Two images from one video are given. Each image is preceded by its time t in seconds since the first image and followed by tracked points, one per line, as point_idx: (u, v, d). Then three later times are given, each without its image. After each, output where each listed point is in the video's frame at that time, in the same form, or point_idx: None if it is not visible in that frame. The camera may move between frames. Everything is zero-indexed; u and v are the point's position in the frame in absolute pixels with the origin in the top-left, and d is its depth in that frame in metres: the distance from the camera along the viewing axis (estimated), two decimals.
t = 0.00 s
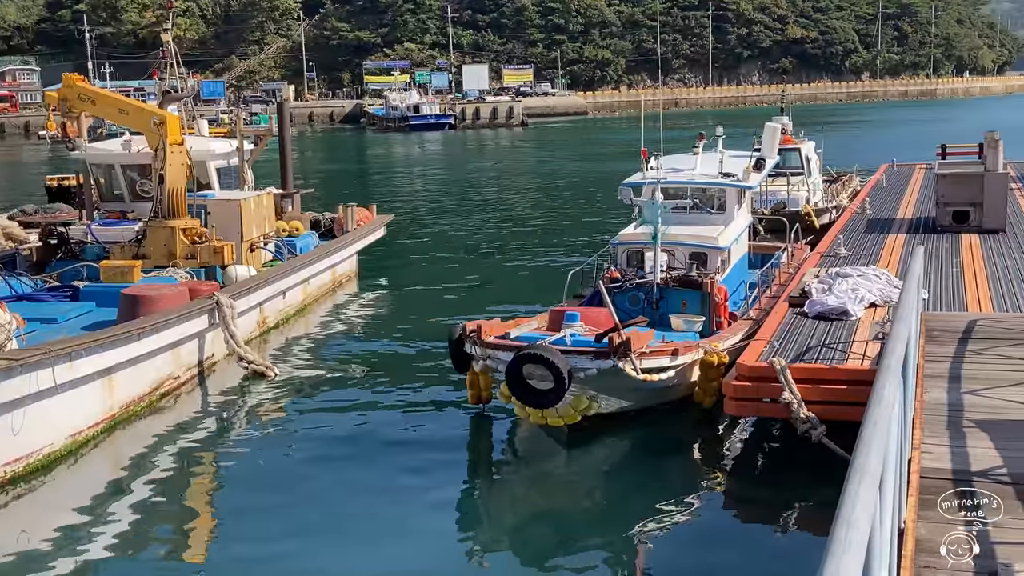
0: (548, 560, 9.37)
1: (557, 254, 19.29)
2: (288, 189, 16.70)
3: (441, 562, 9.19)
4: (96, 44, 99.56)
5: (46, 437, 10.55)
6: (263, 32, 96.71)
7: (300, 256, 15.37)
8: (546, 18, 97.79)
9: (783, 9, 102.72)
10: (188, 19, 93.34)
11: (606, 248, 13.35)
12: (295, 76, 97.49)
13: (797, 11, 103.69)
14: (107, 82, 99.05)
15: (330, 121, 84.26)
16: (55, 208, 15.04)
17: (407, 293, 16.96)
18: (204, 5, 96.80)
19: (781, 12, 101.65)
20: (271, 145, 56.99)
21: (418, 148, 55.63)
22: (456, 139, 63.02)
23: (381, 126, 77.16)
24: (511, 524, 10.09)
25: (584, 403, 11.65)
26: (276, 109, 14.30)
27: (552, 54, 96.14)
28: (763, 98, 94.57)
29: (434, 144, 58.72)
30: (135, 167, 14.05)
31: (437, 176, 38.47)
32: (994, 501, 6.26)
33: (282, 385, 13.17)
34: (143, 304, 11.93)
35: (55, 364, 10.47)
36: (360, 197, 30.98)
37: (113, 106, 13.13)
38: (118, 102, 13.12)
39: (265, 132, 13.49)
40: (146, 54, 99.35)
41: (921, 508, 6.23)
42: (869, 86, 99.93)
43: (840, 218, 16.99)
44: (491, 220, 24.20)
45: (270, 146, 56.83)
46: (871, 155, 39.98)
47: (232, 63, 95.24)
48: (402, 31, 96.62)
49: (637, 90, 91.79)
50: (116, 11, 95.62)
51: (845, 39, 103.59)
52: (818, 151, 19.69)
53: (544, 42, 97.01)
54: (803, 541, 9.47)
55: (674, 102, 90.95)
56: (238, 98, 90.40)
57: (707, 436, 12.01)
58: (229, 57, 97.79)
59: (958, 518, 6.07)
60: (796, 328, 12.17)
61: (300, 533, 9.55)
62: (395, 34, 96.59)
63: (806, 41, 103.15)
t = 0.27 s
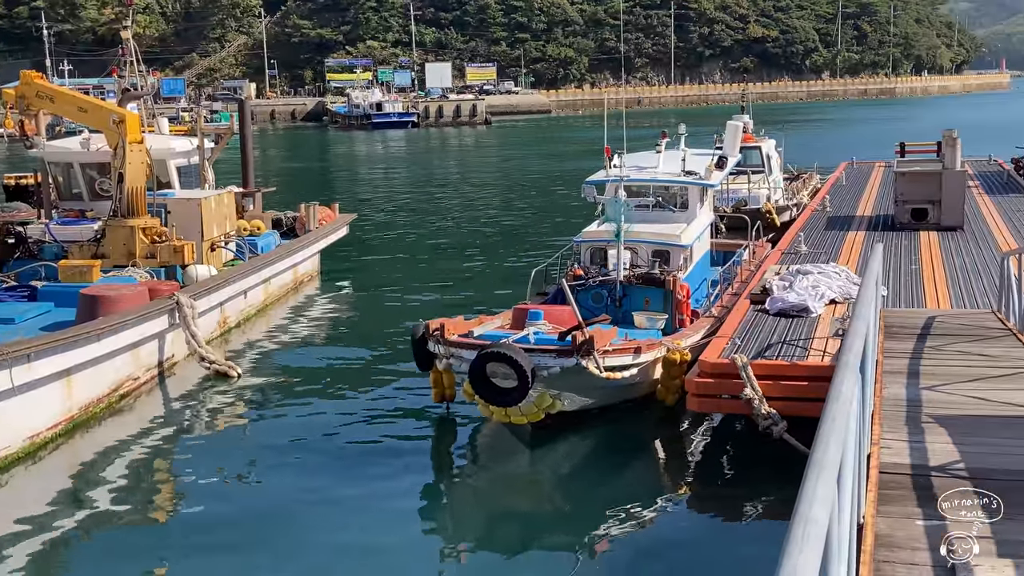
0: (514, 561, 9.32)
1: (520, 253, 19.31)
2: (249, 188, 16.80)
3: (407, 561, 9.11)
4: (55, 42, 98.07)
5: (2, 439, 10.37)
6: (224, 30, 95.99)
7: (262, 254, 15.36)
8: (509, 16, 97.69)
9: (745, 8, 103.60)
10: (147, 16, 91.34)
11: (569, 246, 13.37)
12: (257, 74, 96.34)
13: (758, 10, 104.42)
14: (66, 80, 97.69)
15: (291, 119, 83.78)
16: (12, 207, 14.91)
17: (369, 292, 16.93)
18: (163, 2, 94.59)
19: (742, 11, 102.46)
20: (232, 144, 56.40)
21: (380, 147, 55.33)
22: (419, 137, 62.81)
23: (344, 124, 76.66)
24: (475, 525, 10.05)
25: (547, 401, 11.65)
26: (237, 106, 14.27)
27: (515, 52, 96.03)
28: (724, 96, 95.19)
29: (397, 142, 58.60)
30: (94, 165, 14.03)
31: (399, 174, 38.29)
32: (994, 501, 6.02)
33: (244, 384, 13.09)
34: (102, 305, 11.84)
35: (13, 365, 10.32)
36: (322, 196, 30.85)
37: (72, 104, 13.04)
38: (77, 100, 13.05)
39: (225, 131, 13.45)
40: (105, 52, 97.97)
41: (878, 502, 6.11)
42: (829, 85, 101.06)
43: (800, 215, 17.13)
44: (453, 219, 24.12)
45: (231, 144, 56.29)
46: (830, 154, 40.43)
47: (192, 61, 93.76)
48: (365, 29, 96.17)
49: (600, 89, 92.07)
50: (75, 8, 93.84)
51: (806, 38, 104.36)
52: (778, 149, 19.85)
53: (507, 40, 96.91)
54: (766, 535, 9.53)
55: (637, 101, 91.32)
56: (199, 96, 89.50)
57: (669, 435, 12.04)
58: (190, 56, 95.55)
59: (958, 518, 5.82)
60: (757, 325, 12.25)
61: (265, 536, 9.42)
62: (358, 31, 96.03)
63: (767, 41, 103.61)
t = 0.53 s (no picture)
0: (475, 560, 9.33)
1: (481, 251, 19.37)
2: (207, 187, 16.94)
3: (368, 563, 9.08)
4: (8, 39, 96.30)
5: None
6: (181, 27, 94.22)
7: (221, 253, 15.33)
8: (469, 14, 97.58)
9: (703, 6, 104.34)
10: (103, 12, 89.58)
11: (530, 244, 13.37)
12: (215, 72, 94.91)
13: (717, 8, 105.19)
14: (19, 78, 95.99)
15: (250, 117, 83.08)
16: None
17: (330, 292, 16.90)
18: None
19: (701, 9, 103.36)
20: (189, 142, 55.81)
21: (339, 145, 55.07)
22: (379, 135, 62.43)
23: (303, 122, 76.26)
24: (437, 523, 10.04)
25: (508, 399, 11.61)
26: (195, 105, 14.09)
27: (475, 50, 96.08)
28: (684, 94, 95.69)
29: (356, 140, 58.35)
30: (49, 165, 14.12)
31: (359, 172, 38.12)
32: (995, 502, 5.92)
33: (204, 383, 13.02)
34: (57, 305, 11.76)
35: None
36: (281, 194, 30.65)
37: (25, 101, 12.93)
38: (31, 98, 12.94)
39: (183, 130, 13.37)
40: (60, 49, 96.33)
41: (836, 496, 6.09)
42: (787, 83, 102.21)
43: (759, 212, 17.27)
44: (413, 217, 24.06)
45: (188, 141, 55.63)
46: (786, 151, 40.82)
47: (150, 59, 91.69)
48: (323, 26, 95.37)
49: (560, 87, 92.17)
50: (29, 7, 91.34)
51: (763, 36, 105.21)
52: (737, 146, 19.99)
53: (467, 37, 96.90)
54: (725, 536, 9.59)
55: (597, 99, 91.56)
56: (156, 95, 88.36)
57: (630, 432, 12.09)
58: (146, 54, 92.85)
59: (958, 517, 5.73)
60: (717, 321, 12.30)
61: (225, 539, 9.33)
62: (316, 28, 95.17)
63: (726, 39, 104.81)
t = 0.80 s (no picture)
0: (435, 557, 9.34)
1: (444, 249, 19.42)
2: (164, 186, 17.10)
3: (326, 561, 9.04)
4: None
5: None
6: (138, 24, 93.37)
7: (179, 253, 15.41)
8: (429, 12, 97.43)
9: (663, 5, 105.08)
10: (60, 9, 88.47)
11: (492, 242, 13.41)
12: (174, 70, 94.02)
13: (677, 7, 105.92)
14: None
15: (209, 115, 82.50)
16: None
17: (290, 290, 16.90)
18: None
19: (661, 8, 104.06)
20: (147, 141, 55.28)
21: (298, 143, 54.78)
22: (340, 133, 62.18)
23: (262, 120, 75.64)
24: (397, 521, 10.03)
25: (469, 398, 11.63)
26: (154, 104, 14.04)
27: (436, 48, 96.05)
28: (644, 92, 96.24)
29: (317, 138, 58.15)
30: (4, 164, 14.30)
31: (320, 171, 37.98)
32: (996, 502, 5.77)
33: (163, 382, 12.98)
34: (13, 306, 11.80)
35: None
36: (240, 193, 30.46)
37: None
38: None
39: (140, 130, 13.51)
40: (15, 46, 94.76)
41: (794, 492, 6.07)
42: (746, 82, 102.88)
43: (720, 209, 17.40)
44: (374, 216, 23.98)
45: (146, 140, 55.05)
46: (746, 149, 41.16)
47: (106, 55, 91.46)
48: (283, 23, 94.36)
49: (521, 85, 92.32)
50: None
51: (723, 35, 106.02)
52: (698, 144, 20.13)
53: (428, 35, 96.92)
54: (684, 532, 9.67)
55: (558, 97, 91.84)
56: (113, 93, 87.27)
57: (592, 429, 12.17)
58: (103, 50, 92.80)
59: (958, 518, 5.58)
60: (679, 318, 12.36)
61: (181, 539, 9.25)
62: (276, 26, 94.06)
63: (686, 37, 105.22)
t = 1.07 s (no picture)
0: (401, 556, 9.32)
1: (410, 249, 19.44)
2: (126, 185, 17.07)
3: (292, 562, 8.99)
4: None
5: None
6: (100, 22, 92.53)
7: (141, 252, 15.37)
8: (394, 10, 97.21)
9: (628, 5, 105.70)
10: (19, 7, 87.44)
11: (456, 241, 13.41)
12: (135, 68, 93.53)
13: (642, 6, 106.55)
14: None
15: (171, 114, 81.97)
16: None
17: (256, 291, 16.82)
18: None
19: (625, 7, 104.73)
20: (109, 141, 54.76)
21: (261, 142, 54.47)
22: (304, 132, 61.88)
23: (225, 118, 75.05)
24: (363, 521, 10.00)
25: (434, 398, 11.59)
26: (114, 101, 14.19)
27: (400, 46, 95.93)
28: (609, 91, 96.68)
29: (281, 137, 57.89)
30: None
31: (283, 170, 37.75)
32: (996, 500, 5.52)
33: (126, 384, 12.85)
34: None
35: None
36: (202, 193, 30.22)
37: None
38: None
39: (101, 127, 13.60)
40: None
41: (758, 489, 5.88)
42: (710, 81, 103.54)
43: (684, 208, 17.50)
44: (338, 216, 23.87)
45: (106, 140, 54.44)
46: (709, 148, 41.42)
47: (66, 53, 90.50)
48: (246, 21, 93.32)
49: (486, 83, 92.39)
50: None
51: (686, 34, 106.79)
52: (662, 143, 20.22)
53: (392, 34, 96.74)
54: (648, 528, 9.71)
55: (524, 96, 91.99)
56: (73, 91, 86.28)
57: (557, 427, 12.17)
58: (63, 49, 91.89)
59: (955, 514, 5.33)
60: (644, 317, 12.37)
61: (144, 540, 9.20)
62: (239, 24, 93.02)
63: (650, 36, 105.80)
